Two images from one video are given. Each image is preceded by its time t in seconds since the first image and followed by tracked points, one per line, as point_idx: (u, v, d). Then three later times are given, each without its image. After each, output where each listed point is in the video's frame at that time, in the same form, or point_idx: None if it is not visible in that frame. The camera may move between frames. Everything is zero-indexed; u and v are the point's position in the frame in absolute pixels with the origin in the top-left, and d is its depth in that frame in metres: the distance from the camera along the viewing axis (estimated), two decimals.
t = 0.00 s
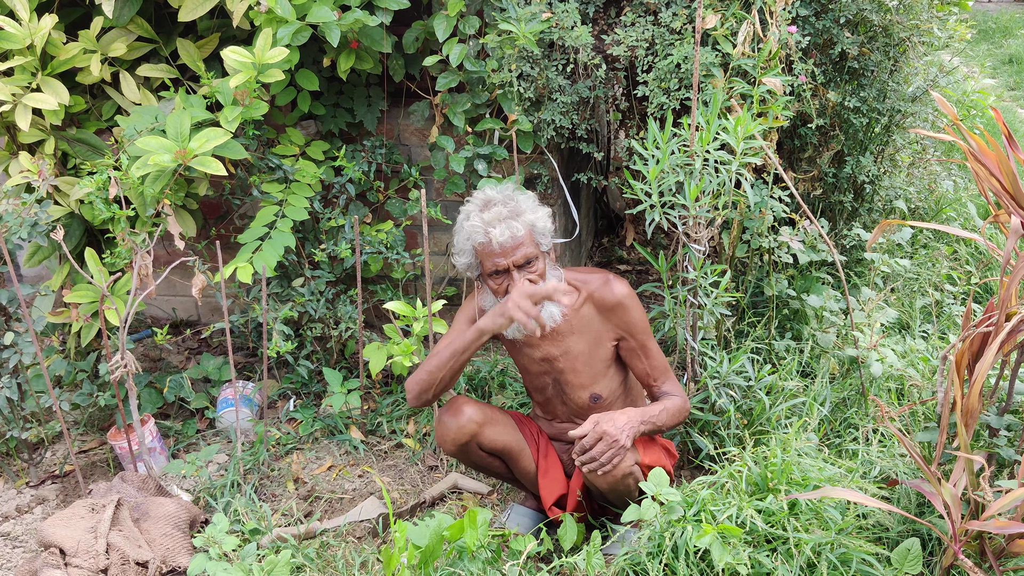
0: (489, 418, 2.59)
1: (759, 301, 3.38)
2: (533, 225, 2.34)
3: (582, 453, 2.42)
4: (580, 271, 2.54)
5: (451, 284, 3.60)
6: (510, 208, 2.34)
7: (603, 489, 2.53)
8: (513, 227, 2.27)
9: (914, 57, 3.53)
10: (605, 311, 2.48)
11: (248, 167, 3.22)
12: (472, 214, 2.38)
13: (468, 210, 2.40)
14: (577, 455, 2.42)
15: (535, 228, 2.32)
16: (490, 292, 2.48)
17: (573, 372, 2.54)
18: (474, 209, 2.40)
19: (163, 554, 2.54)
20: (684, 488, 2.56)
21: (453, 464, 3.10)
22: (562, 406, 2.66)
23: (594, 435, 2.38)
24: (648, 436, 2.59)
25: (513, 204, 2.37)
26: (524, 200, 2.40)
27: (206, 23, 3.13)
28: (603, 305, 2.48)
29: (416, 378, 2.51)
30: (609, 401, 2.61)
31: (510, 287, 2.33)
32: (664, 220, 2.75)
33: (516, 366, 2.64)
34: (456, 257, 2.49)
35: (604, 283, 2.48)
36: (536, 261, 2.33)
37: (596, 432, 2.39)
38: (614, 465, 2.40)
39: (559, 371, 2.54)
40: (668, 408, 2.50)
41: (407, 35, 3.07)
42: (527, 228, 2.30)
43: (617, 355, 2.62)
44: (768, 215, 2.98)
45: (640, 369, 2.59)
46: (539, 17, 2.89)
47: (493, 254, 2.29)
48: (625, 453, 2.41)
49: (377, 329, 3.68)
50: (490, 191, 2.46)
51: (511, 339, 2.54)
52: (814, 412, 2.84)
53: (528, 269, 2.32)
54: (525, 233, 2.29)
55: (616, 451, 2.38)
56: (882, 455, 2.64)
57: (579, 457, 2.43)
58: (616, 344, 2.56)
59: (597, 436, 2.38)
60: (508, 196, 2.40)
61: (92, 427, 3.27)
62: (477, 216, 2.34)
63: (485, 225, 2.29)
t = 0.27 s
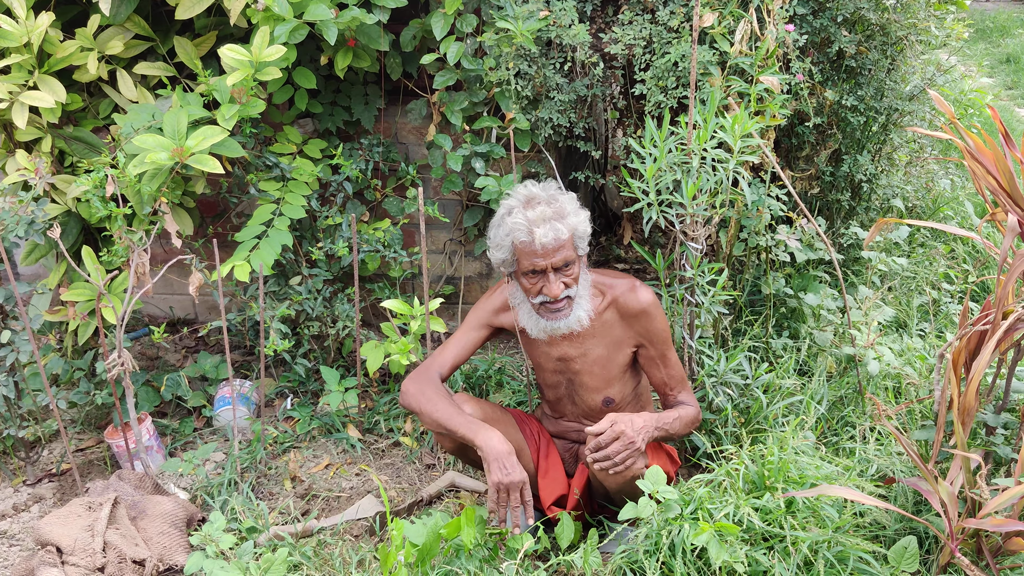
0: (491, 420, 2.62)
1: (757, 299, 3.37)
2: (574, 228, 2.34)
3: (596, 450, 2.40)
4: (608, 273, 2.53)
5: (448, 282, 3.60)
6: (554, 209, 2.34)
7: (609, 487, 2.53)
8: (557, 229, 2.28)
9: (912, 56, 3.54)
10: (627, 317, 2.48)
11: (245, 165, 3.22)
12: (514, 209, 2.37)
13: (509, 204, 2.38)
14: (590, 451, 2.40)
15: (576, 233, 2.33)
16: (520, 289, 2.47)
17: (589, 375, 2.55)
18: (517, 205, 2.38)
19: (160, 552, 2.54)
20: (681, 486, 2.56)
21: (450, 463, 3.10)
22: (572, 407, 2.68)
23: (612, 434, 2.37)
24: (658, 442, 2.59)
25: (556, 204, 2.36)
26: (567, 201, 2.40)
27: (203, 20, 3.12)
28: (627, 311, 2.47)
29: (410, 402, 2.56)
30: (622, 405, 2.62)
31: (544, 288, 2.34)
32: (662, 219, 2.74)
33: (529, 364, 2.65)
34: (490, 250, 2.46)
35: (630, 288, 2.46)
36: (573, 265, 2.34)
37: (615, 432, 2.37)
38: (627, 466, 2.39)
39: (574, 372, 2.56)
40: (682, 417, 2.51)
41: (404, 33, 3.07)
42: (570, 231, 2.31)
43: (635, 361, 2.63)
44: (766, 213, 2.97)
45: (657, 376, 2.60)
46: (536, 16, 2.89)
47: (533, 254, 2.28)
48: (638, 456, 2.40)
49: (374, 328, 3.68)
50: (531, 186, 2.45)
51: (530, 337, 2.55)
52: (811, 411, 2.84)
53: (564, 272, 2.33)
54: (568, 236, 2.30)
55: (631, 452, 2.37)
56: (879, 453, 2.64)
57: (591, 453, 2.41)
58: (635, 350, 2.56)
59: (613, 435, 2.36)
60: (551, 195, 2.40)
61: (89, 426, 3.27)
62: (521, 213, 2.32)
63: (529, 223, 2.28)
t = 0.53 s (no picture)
0: (489, 421, 2.61)
1: (753, 298, 3.38)
2: (591, 226, 2.36)
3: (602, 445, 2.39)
4: (616, 273, 2.53)
5: (445, 281, 3.60)
6: (571, 206, 2.35)
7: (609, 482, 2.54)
8: (575, 226, 2.29)
9: (908, 56, 3.54)
10: (633, 317, 2.49)
11: (242, 164, 3.22)
12: (531, 205, 2.36)
13: (526, 201, 2.38)
14: (595, 445, 2.39)
15: (593, 231, 2.35)
16: (534, 288, 2.45)
17: (594, 375, 2.55)
18: (533, 201, 2.38)
19: (156, 551, 2.54)
20: (677, 485, 2.56)
21: (447, 462, 3.10)
22: (574, 407, 2.68)
23: (619, 429, 2.37)
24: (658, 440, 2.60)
25: (573, 202, 2.37)
26: (583, 199, 2.41)
27: (199, 19, 3.12)
28: (634, 311, 2.48)
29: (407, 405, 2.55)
30: (625, 405, 2.63)
31: (560, 287, 2.33)
32: (659, 218, 2.74)
33: (532, 364, 2.64)
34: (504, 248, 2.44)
35: (638, 288, 2.47)
36: (588, 263, 2.36)
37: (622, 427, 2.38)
38: (631, 461, 2.40)
39: (579, 372, 2.56)
40: (685, 415, 2.53)
41: (401, 32, 3.07)
42: (588, 229, 2.32)
43: (638, 360, 2.65)
44: (763, 213, 2.97)
45: (660, 376, 2.62)
46: (533, 15, 2.89)
47: (550, 250, 2.28)
48: (642, 451, 2.41)
49: (371, 327, 3.68)
50: (546, 184, 2.46)
51: (538, 337, 2.54)
52: (807, 410, 2.84)
53: (580, 270, 2.34)
54: (586, 234, 2.32)
55: (636, 447, 2.38)
56: (875, 452, 2.64)
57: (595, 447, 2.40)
58: (639, 350, 2.58)
59: (619, 429, 2.36)
60: (567, 193, 2.41)
61: (85, 425, 3.27)
62: (538, 209, 2.32)
63: (548, 219, 2.29)
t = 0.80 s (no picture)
0: (483, 418, 2.60)
1: (750, 296, 3.38)
2: (586, 229, 2.36)
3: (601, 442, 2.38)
4: (611, 272, 2.53)
5: (442, 279, 3.60)
6: (568, 208, 2.34)
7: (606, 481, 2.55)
8: (573, 229, 2.28)
9: (906, 54, 3.54)
10: (629, 317, 2.49)
11: (239, 162, 3.22)
12: (527, 208, 2.35)
13: (522, 202, 2.37)
14: (594, 443, 2.38)
15: (590, 232, 2.35)
16: (529, 288, 2.45)
17: (590, 374, 2.54)
18: (528, 203, 2.37)
19: (153, 549, 2.53)
20: (675, 482, 2.56)
21: (444, 460, 3.10)
22: (570, 406, 2.68)
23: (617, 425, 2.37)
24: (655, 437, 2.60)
25: (569, 204, 2.37)
26: (579, 200, 2.41)
27: (196, 16, 3.10)
28: (630, 311, 2.48)
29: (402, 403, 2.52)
30: (621, 404, 2.63)
31: (556, 288, 2.34)
32: (656, 216, 2.73)
33: (527, 362, 2.63)
34: (499, 248, 2.43)
35: (633, 287, 2.47)
36: (583, 265, 2.36)
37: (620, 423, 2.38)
38: (629, 458, 2.39)
39: (574, 371, 2.56)
40: (681, 413, 2.54)
41: (398, 29, 3.07)
42: (585, 231, 2.33)
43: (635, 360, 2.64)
44: (759, 211, 2.98)
45: (656, 375, 2.62)
46: (531, 13, 2.89)
47: (548, 253, 2.28)
48: (640, 448, 2.41)
49: (368, 325, 3.68)
50: (542, 185, 2.44)
51: (532, 336, 2.54)
52: (804, 408, 2.85)
53: (575, 272, 2.35)
54: (582, 236, 2.31)
55: (635, 443, 2.38)
56: (872, 450, 2.64)
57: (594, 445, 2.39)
58: (636, 349, 2.58)
59: (618, 426, 2.36)
60: (563, 194, 2.40)
61: (82, 422, 3.26)
62: (535, 211, 2.31)
63: (545, 223, 2.27)
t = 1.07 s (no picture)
0: (479, 416, 2.58)
1: (748, 294, 3.38)
2: (560, 228, 2.33)
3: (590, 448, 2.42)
4: (598, 269, 2.54)
5: (440, 276, 3.59)
6: (540, 207, 2.32)
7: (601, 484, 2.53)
8: (540, 229, 2.27)
9: (904, 52, 3.54)
10: (617, 312, 2.48)
11: (236, 158, 3.21)
12: (501, 205, 2.37)
13: (497, 201, 2.38)
14: (584, 448, 2.43)
15: (562, 232, 2.32)
16: (506, 285, 2.47)
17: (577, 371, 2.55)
18: (504, 201, 2.38)
19: (150, 545, 2.53)
20: (671, 480, 2.56)
21: (441, 457, 3.10)
22: (561, 403, 2.68)
23: (606, 432, 2.40)
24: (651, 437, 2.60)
25: (543, 202, 2.35)
26: (556, 199, 2.38)
27: (193, 12, 3.10)
28: (617, 306, 2.48)
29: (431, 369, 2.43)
30: (613, 401, 2.62)
31: (527, 286, 2.34)
32: (654, 213, 2.74)
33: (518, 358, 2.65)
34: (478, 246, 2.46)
35: (620, 283, 2.47)
36: (557, 264, 2.34)
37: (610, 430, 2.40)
38: (619, 465, 2.41)
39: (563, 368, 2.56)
40: (680, 409, 2.50)
41: (396, 26, 3.06)
42: (554, 231, 2.30)
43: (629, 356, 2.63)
44: (757, 209, 2.98)
45: (652, 370, 2.60)
46: (529, 9, 2.88)
47: (515, 252, 2.28)
48: (631, 454, 2.42)
49: (366, 322, 3.68)
50: (521, 183, 2.44)
51: (518, 334, 2.55)
52: (801, 406, 2.85)
53: (547, 271, 2.33)
54: (551, 236, 2.29)
55: (624, 450, 2.40)
56: (869, 448, 2.64)
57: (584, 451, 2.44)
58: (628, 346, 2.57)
59: (607, 433, 2.39)
60: (539, 193, 2.39)
61: (79, 419, 3.26)
62: (506, 210, 2.32)
63: (513, 221, 2.28)
